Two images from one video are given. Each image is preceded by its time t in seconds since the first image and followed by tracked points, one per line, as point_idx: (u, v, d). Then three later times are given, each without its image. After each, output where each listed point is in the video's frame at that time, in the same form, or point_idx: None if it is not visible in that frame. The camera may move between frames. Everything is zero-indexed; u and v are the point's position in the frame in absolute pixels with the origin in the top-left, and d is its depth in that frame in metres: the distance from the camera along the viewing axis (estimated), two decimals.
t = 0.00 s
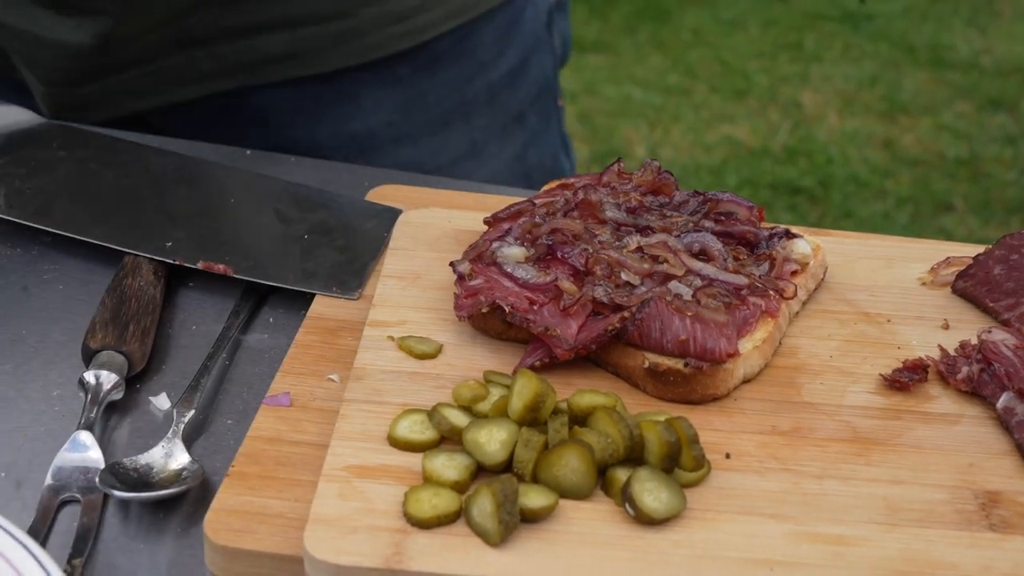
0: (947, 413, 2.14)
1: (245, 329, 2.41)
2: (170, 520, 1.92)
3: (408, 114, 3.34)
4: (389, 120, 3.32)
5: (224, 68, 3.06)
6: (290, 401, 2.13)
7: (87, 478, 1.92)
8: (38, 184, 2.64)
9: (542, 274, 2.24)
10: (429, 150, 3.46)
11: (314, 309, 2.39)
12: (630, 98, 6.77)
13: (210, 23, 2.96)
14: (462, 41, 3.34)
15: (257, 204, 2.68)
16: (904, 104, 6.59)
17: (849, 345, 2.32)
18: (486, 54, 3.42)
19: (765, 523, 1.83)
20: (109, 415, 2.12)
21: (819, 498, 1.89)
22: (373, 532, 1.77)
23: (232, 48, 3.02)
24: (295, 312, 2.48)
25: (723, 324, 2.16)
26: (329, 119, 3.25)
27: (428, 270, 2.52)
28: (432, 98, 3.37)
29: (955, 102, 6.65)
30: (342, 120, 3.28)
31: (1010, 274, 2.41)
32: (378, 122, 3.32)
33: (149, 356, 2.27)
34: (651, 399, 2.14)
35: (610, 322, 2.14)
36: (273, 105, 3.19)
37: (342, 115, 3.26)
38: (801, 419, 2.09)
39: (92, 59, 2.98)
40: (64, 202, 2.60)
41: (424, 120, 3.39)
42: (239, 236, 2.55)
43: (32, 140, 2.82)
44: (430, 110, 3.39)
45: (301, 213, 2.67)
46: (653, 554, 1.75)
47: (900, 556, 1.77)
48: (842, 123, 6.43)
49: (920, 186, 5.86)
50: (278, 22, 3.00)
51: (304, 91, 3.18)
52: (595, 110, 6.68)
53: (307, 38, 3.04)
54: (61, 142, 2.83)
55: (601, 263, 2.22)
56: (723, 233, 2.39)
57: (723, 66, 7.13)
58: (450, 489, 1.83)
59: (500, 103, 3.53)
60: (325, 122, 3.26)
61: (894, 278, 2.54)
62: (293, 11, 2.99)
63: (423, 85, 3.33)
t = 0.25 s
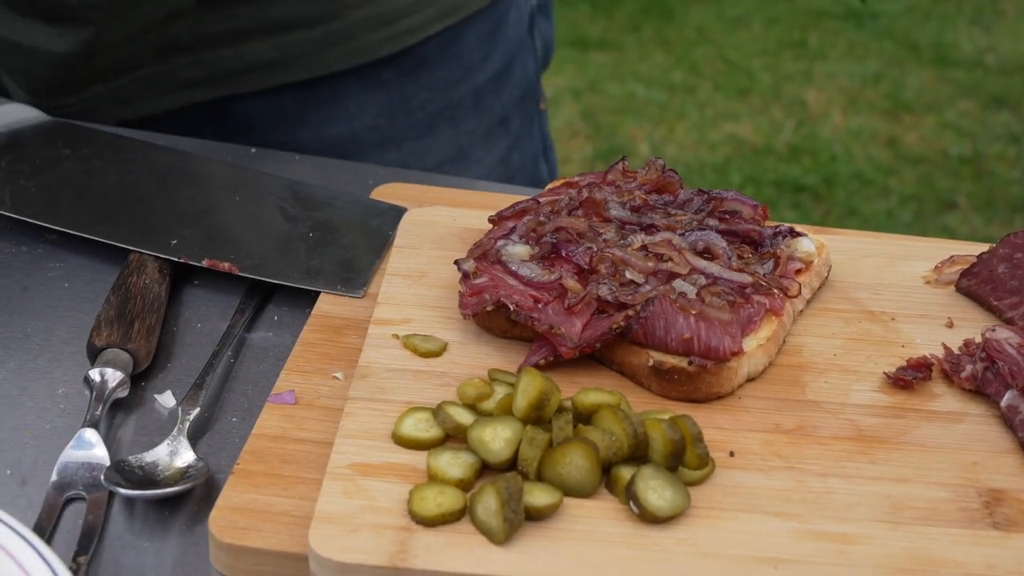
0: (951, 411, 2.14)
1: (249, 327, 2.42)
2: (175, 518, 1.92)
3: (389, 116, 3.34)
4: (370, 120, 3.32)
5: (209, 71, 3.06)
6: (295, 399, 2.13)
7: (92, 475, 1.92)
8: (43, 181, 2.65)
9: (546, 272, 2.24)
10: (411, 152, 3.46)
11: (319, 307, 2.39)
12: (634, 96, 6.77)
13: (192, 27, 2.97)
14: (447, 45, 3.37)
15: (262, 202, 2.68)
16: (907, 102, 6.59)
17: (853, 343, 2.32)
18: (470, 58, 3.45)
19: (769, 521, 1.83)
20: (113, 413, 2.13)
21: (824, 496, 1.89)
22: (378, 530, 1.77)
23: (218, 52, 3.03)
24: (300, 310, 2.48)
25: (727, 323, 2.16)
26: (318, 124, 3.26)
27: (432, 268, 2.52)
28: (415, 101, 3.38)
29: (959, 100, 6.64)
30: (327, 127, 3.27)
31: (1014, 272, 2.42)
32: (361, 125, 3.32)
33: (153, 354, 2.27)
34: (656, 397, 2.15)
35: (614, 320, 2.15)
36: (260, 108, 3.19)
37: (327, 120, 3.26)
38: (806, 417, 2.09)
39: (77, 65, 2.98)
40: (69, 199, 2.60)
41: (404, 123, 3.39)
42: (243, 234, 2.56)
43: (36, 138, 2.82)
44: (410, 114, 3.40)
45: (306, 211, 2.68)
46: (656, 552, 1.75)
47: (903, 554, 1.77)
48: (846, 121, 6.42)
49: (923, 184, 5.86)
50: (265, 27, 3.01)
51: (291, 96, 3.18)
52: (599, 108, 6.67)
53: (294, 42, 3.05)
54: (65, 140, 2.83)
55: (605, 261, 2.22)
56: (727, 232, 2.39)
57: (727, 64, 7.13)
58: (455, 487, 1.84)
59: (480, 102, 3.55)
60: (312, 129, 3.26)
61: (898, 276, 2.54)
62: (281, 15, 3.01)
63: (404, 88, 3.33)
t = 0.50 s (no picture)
0: (950, 411, 2.14)
1: (249, 326, 2.42)
2: (174, 516, 1.93)
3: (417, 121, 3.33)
4: (398, 124, 3.31)
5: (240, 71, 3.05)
6: (294, 397, 2.13)
7: (91, 474, 1.92)
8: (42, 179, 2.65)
9: (546, 271, 2.24)
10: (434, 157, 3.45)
11: (318, 305, 2.40)
12: (633, 95, 6.77)
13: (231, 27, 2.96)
14: (481, 50, 3.34)
15: (261, 200, 2.68)
16: (907, 101, 6.59)
17: (852, 342, 2.32)
18: (503, 62, 3.43)
19: (768, 520, 1.83)
20: (113, 411, 2.13)
21: (823, 495, 1.89)
22: (378, 528, 1.77)
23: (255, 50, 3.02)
24: (299, 308, 2.48)
25: (726, 322, 2.17)
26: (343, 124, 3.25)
27: (432, 267, 2.52)
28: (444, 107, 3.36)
29: (958, 99, 6.64)
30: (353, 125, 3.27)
31: (1013, 272, 2.42)
32: (393, 130, 3.31)
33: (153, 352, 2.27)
34: (655, 396, 2.15)
35: (614, 319, 2.15)
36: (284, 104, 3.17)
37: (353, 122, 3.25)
38: (805, 416, 2.10)
39: (107, 70, 2.99)
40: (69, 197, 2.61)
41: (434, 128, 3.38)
42: (243, 233, 2.56)
43: (35, 135, 2.83)
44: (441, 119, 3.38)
45: (306, 209, 2.68)
46: (656, 551, 1.76)
47: (902, 554, 1.78)
48: (846, 120, 6.42)
49: (922, 183, 5.86)
50: (301, 33, 3.01)
51: (325, 100, 3.18)
52: (598, 107, 6.67)
53: (329, 47, 3.05)
54: (65, 137, 2.84)
55: (605, 260, 2.22)
56: (727, 231, 2.39)
57: (726, 63, 7.13)
58: (454, 485, 1.84)
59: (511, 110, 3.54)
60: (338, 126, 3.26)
61: (897, 275, 2.55)
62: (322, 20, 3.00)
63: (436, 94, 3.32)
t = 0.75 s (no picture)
0: (946, 411, 2.15)
1: (245, 325, 2.41)
2: (170, 515, 1.92)
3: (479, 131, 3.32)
4: (460, 136, 3.30)
5: (288, 78, 3.09)
6: (290, 397, 2.13)
7: (86, 473, 1.91)
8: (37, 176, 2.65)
9: (542, 271, 2.24)
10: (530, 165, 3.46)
11: (314, 305, 2.39)
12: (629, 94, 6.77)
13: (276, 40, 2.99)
14: (571, 64, 3.35)
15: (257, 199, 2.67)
16: (901, 101, 6.61)
17: (848, 342, 2.32)
18: (591, 78, 3.43)
19: (765, 520, 1.83)
20: (109, 410, 2.12)
21: (819, 495, 1.90)
22: (374, 528, 1.77)
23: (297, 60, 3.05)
24: (295, 307, 2.47)
25: (723, 321, 2.16)
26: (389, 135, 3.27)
27: (428, 266, 2.52)
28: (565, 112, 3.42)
29: (952, 99, 6.66)
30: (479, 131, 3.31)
31: (1009, 271, 2.42)
32: (478, 140, 3.33)
33: (149, 351, 2.26)
34: (651, 395, 2.15)
35: (610, 319, 2.15)
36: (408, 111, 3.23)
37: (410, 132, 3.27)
38: (801, 416, 2.10)
39: (210, 73, 3.06)
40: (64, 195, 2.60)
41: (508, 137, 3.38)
42: (238, 231, 2.55)
43: (29, 133, 2.83)
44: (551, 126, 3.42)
45: (301, 208, 2.67)
46: (653, 551, 1.75)
47: (898, 554, 1.78)
48: (840, 120, 6.43)
49: (916, 183, 5.88)
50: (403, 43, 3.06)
51: (405, 108, 3.22)
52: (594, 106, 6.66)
53: (432, 58, 3.10)
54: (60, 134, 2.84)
55: (601, 260, 2.22)
56: (723, 230, 2.39)
57: (722, 63, 7.13)
58: (450, 485, 1.83)
59: (622, 123, 3.58)
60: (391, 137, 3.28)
61: (892, 275, 2.55)
62: (413, 27, 3.03)
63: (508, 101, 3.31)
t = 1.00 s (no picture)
0: (943, 410, 2.14)
1: (241, 323, 2.40)
2: (165, 514, 1.91)
3: (520, 122, 3.33)
4: (518, 103, 3.30)
5: (473, 41, 3.17)
6: (286, 396, 2.12)
7: (81, 472, 1.91)
8: (34, 178, 2.67)
9: (539, 270, 2.24)
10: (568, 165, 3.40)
11: (311, 304, 2.39)
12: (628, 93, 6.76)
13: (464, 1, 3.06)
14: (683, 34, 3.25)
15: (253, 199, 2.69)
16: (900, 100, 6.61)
17: (845, 341, 2.32)
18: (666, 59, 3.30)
19: (762, 520, 1.83)
20: (105, 409, 2.12)
21: (816, 494, 1.89)
22: (370, 528, 1.76)
23: (376, 38, 3.18)
24: (291, 307, 2.47)
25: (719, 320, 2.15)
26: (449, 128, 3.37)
27: (425, 265, 2.52)
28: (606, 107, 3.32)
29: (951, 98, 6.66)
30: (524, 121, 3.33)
31: (1006, 270, 2.42)
32: (580, 105, 3.30)
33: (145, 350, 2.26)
34: (647, 394, 2.15)
35: (607, 318, 2.15)
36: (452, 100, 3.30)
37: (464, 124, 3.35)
38: (799, 415, 2.09)
39: (424, 50, 3.16)
40: (61, 196, 2.62)
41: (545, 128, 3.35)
42: (234, 231, 2.56)
43: (27, 134, 2.84)
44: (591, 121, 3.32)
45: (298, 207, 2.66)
46: (650, 551, 1.75)
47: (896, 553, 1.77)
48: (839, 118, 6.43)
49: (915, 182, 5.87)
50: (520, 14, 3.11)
51: (542, 75, 3.25)
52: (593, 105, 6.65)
53: (557, 25, 3.14)
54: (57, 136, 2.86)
55: (598, 259, 2.23)
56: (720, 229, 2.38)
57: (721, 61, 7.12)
58: (446, 485, 1.83)
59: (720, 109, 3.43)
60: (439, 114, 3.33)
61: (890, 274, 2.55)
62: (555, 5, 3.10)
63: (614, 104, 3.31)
